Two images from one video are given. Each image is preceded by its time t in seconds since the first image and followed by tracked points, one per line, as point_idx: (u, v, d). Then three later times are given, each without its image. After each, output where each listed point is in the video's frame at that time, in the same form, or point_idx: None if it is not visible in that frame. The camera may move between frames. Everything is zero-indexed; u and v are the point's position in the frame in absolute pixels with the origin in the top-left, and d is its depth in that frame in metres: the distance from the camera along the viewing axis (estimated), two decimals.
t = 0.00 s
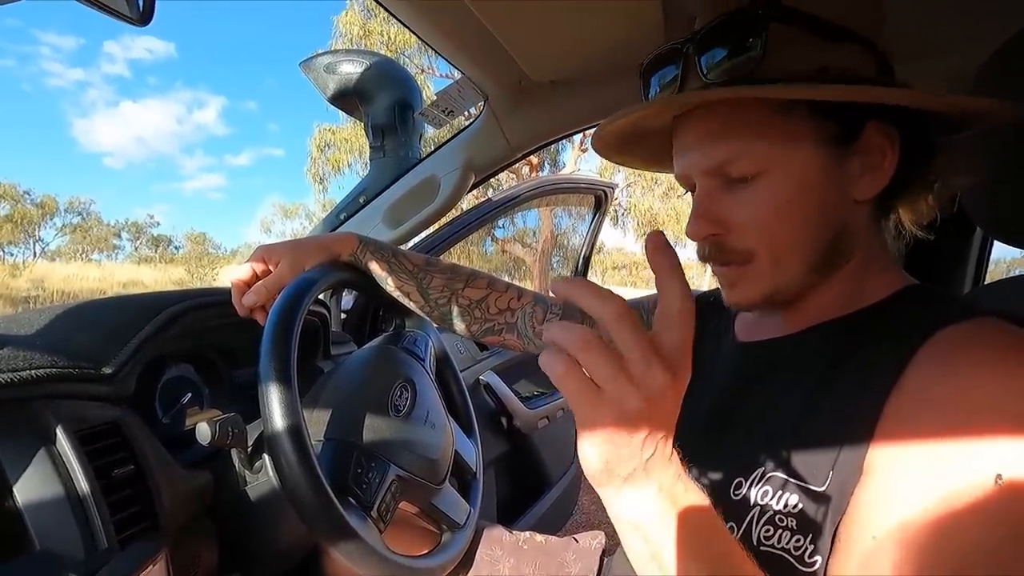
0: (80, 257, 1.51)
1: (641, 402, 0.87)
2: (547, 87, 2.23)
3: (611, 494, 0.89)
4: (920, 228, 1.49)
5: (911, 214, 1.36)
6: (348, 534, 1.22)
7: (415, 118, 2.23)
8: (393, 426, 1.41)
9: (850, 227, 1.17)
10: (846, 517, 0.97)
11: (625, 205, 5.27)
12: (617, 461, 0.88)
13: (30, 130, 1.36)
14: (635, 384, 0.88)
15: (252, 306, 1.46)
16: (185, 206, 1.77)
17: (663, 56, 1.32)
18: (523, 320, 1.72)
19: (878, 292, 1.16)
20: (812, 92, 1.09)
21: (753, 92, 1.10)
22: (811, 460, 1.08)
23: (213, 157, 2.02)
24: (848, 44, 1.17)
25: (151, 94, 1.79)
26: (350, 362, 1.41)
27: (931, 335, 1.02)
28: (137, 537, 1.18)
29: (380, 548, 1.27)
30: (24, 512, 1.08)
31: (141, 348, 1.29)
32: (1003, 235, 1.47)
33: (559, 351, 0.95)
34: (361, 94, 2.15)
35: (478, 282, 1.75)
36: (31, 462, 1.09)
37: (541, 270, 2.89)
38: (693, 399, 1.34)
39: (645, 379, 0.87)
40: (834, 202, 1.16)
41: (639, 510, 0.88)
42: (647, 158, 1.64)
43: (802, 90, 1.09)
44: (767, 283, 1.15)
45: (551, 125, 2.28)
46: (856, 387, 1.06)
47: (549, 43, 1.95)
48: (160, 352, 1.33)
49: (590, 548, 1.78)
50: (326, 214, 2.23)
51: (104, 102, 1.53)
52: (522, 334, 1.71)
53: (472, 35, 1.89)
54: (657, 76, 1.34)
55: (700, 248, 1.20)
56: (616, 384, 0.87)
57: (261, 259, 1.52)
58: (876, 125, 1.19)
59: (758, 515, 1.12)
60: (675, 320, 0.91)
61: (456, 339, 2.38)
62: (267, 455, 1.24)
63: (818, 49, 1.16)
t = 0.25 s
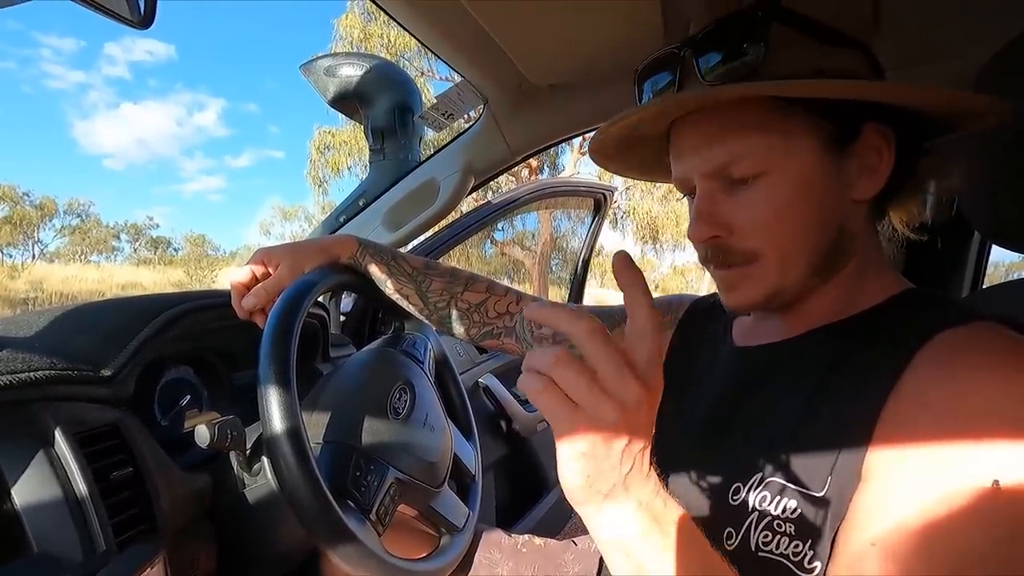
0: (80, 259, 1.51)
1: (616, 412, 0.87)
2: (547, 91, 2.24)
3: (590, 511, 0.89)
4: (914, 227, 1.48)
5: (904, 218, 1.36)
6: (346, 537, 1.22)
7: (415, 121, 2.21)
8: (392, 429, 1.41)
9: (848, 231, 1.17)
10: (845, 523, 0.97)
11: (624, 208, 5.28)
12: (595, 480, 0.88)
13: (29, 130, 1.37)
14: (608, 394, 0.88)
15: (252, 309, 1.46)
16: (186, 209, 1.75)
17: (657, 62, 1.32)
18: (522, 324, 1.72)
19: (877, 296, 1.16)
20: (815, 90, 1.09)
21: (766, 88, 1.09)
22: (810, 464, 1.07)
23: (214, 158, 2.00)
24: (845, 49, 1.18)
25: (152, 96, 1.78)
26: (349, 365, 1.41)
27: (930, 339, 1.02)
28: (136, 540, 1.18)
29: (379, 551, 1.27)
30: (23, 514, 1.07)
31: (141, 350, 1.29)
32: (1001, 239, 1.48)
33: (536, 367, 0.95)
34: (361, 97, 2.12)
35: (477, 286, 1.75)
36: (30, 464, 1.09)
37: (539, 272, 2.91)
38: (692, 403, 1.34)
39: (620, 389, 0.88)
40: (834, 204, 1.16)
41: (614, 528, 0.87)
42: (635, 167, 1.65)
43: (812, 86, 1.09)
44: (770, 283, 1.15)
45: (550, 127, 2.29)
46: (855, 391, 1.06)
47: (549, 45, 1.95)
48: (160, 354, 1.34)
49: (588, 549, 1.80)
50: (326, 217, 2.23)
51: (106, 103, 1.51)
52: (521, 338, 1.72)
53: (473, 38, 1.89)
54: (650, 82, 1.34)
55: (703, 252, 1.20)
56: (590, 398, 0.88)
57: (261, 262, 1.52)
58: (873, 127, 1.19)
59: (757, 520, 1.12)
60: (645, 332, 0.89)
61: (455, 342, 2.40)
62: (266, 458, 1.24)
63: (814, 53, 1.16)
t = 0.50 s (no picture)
0: (81, 258, 1.48)
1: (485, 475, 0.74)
2: (552, 92, 2.24)
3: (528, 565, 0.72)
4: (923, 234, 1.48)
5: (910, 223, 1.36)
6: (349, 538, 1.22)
7: (418, 123, 2.23)
8: (396, 429, 1.41)
9: (850, 232, 1.17)
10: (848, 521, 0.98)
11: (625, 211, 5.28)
12: (403, 550, 0.75)
13: (34, 130, 1.36)
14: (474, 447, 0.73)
15: (255, 308, 1.45)
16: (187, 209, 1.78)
17: (669, 61, 1.33)
18: (525, 327, 1.73)
19: (882, 298, 1.16)
20: (812, 91, 1.10)
21: (775, 88, 1.10)
22: (814, 467, 1.07)
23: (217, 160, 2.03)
24: (851, 51, 1.18)
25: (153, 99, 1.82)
26: (352, 366, 1.42)
27: (936, 342, 1.02)
28: (140, 538, 1.18)
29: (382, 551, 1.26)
30: (28, 511, 1.08)
31: (146, 349, 1.29)
32: (1005, 243, 1.48)
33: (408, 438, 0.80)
34: (366, 98, 2.15)
35: (481, 288, 1.75)
36: (35, 462, 1.09)
37: (540, 274, 2.91)
38: (695, 405, 1.34)
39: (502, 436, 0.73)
40: (837, 206, 1.16)
41: (519, 565, 0.72)
42: (649, 159, 1.66)
43: (826, 89, 1.10)
44: (765, 279, 1.18)
45: (553, 128, 2.29)
46: (859, 394, 1.06)
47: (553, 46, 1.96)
48: (164, 353, 1.34)
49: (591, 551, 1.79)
50: (329, 217, 2.22)
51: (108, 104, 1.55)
52: (524, 340, 1.72)
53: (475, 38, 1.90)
54: (662, 81, 1.34)
55: (702, 246, 1.24)
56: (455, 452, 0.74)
57: (265, 262, 1.53)
58: (877, 128, 1.18)
59: (760, 525, 1.12)
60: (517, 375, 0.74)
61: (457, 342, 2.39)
62: (270, 458, 1.24)
63: (818, 52, 1.17)
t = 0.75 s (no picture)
0: (82, 258, 1.47)
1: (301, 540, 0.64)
2: (553, 93, 2.24)
3: None
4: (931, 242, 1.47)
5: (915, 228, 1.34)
6: (349, 538, 1.22)
7: (420, 124, 2.23)
8: (396, 430, 1.41)
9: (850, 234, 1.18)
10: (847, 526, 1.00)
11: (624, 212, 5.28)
12: None
13: (34, 132, 1.36)
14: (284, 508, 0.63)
15: (257, 308, 1.45)
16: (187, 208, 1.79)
17: (680, 57, 1.33)
18: (526, 328, 1.73)
19: (882, 300, 1.16)
20: (814, 91, 1.11)
21: (777, 86, 1.11)
22: (814, 469, 1.08)
23: (217, 160, 2.04)
24: (859, 51, 1.17)
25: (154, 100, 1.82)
26: (353, 367, 1.42)
27: (937, 344, 1.02)
28: (141, 537, 1.18)
29: (382, 550, 1.27)
30: (30, 511, 1.08)
31: (148, 348, 1.29)
32: (1006, 245, 1.48)
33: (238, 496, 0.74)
34: (367, 99, 2.15)
35: (482, 289, 1.75)
36: (37, 461, 1.09)
37: (540, 275, 2.92)
38: (695, 406, 1.34)
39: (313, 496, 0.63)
40: (839, 208, 1.16)
41: None
42: (650, 152, 1.67)
43: (832, 89, 1.10)
44: (759, 277, 1.19)
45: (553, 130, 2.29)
46: (860, 396, 1.06)
47: (554, 48, 1.96)
48: (165, 353, 1.34)
49: (592, 552, 1.78)
50: (330, 219, 2.21)
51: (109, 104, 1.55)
52: (525, 341, 1.72)
53: (476, 39, 1.90)
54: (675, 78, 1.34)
55: (701, 240, 1.26)
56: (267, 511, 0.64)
57: (266, 262, 1.52)
58: (881, 131, 1.18)
59: (758, 526, 1.12)
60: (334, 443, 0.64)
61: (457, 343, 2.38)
62: (271, 458, 1.24)
63: (829, 54, 1.16)
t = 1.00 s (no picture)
0: (81, 258, 1.48)
1: None
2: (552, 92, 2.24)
3: None
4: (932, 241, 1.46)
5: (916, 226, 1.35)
6: (349, 537, 1.22)
7: (419, 122, 2.22)
8: (396, 428, 1.41)
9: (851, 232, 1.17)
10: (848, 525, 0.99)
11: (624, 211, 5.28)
12: None
13: (34, 131, 1.36)
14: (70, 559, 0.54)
15: (256, 307, 1.45)
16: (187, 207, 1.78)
17: (687, 51, 1.33)
18: (526, 327, 1.73)
19: (882, 299, 1.16)
20: (819, 84, 1.10)
21: (780, 80, 1.12)
22: (814, 468, 1.07)
23: (216, 159, 2.04)
24: (861, 47, 1.17)
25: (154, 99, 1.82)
26: (352, 366, 1.42)
27: (937, 343, 1.02)
28: (141, 536, 1.18)
29: (381, 549, 1.27)
30: (29, 510, 1.08)
31: (147, 347, 1.29)
32: (1007, 243, 1.48)
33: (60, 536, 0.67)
34: (367, 97, 2.14)
35: (482, 287, 1.75)
36: (36, 460, 1.09)
37: (540, 274, 2.92)
38: (695, 405, 1.34)
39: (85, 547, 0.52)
40: (839, 207, 1.16)
41: None
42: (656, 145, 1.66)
43: (836, 85, 1.10)
44: (758, 274, 1.19)
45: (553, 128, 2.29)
46: (861, 395, 1.06)
47: (554, 47, 1.96)
48: (164, 352, 1.34)
49: (591, 551, 1.77)
50: (329, 217, 2.21)
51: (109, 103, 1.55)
52: (525, 340, 1.72)
53: (474, 38, 1.89)
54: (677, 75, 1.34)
55: (702, 235, 1.26)
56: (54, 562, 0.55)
57: (265, 260, 1.52)
58: (886, 129, 1.18)
59: (758, 525, 1.12)
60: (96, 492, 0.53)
61: (457, 341, 2.38)
62: (271, 457, 1.24)
63: (834, 50, 1.16)
